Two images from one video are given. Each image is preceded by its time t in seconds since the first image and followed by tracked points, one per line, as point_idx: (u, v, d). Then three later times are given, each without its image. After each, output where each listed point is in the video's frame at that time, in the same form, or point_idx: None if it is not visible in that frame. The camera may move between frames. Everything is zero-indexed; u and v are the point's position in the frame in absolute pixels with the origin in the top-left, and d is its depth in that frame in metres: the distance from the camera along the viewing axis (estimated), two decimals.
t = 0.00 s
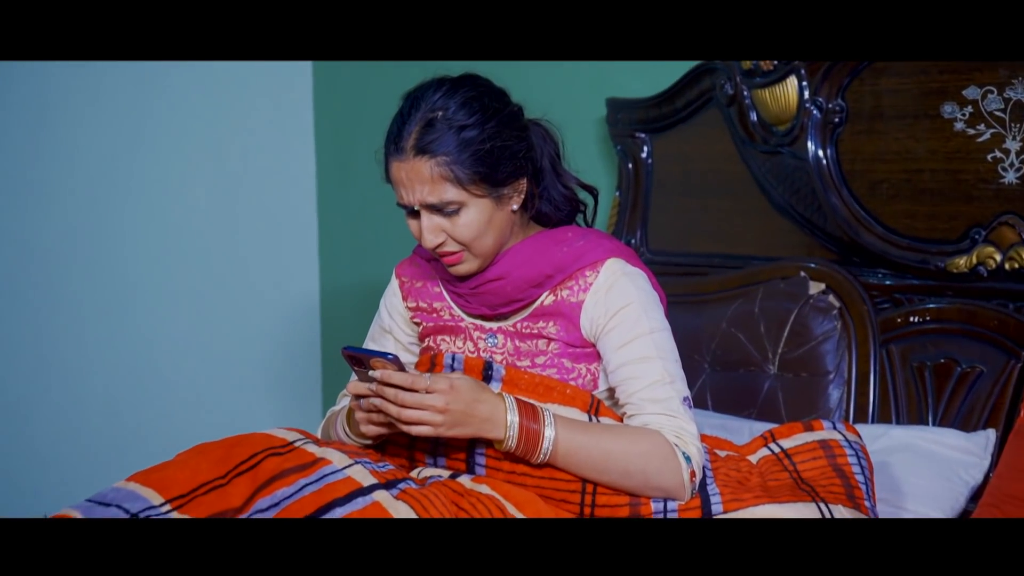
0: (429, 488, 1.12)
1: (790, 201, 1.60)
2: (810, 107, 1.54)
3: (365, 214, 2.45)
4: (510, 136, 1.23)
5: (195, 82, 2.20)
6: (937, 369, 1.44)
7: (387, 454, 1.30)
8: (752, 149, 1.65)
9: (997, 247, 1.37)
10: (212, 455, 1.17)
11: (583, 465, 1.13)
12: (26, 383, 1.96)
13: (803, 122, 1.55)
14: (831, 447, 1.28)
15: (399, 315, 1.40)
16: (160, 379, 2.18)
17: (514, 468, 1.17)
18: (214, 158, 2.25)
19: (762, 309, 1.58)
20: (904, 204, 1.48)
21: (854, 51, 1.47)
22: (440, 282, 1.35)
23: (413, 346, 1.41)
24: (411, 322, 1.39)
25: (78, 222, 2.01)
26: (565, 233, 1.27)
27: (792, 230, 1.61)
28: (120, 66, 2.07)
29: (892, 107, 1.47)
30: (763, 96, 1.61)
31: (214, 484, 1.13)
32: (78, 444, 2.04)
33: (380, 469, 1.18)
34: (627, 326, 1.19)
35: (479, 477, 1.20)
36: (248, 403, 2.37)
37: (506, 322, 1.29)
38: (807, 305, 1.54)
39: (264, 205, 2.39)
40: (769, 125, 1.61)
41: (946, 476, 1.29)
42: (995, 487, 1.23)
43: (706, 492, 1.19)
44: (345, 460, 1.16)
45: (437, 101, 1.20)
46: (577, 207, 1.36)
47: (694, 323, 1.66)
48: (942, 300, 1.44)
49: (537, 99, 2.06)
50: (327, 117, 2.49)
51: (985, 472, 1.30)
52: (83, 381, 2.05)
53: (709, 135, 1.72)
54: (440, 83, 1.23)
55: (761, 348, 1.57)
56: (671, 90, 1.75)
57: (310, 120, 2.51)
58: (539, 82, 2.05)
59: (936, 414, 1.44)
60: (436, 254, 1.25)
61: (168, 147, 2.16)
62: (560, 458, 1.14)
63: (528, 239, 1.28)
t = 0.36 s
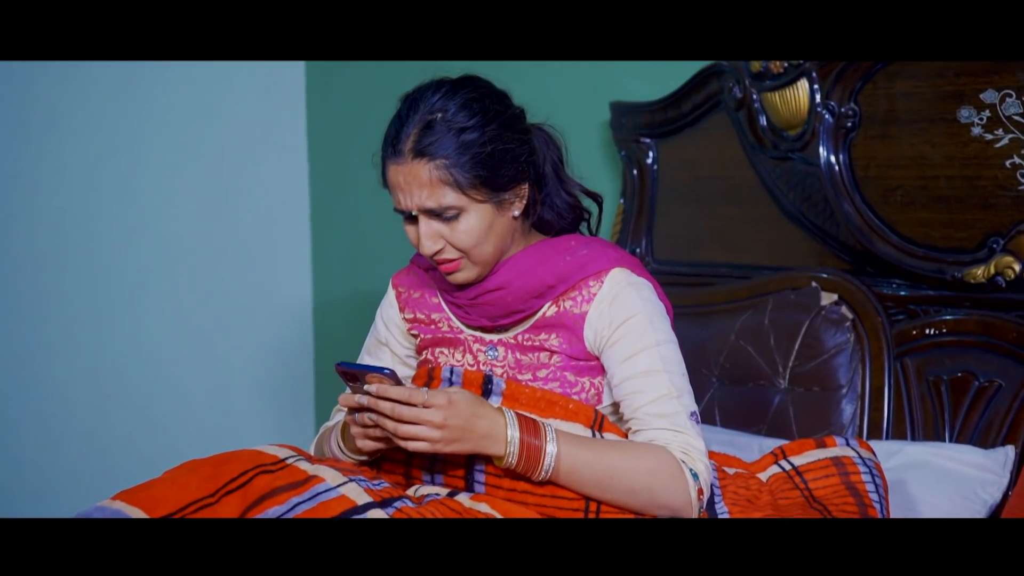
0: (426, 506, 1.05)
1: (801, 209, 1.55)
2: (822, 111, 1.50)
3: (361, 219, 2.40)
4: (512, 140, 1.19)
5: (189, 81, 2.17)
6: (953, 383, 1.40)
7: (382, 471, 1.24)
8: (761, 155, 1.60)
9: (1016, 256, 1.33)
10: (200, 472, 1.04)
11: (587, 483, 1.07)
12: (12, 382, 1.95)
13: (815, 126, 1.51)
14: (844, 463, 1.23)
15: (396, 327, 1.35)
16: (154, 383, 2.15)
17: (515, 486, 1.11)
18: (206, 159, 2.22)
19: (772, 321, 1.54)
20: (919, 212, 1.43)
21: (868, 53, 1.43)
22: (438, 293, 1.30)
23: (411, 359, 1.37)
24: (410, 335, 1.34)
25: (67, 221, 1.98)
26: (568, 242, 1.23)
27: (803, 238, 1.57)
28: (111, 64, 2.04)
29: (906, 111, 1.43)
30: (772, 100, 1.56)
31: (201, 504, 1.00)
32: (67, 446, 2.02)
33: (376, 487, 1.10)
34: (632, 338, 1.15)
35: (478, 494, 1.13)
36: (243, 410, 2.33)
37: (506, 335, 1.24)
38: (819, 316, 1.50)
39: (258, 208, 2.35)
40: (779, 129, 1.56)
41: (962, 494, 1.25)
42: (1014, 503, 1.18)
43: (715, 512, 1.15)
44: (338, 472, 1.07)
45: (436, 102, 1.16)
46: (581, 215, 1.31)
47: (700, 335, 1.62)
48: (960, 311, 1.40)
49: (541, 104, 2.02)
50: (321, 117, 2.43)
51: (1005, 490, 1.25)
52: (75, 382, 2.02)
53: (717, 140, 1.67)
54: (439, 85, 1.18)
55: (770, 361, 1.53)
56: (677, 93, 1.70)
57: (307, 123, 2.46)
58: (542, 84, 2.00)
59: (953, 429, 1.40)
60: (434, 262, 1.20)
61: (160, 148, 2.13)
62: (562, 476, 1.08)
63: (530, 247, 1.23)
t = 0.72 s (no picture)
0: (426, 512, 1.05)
1: (802, 215, 1.55)
2: (823, 117, 1.50)
3: (359, 225, 2.39)
4: (512, 144, 1.18)
5: (189, 83, 2.17)
6: (956, 391, 1.40)
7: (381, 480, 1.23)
8: (763, 161, 1.60)
9: (1018, 263, 1.33)
10: (199, 480, 1.03)
11: (588, 493, 1.06)
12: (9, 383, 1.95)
13: (816, 133, 1.51)
14: (845, 471, 1.22)
15: (396, 334, 1.35)
16: (152, 386, 2.15)
17: (515, 496, 1.10)
18: (205, 162, 2.22)
19: (773, 328, 1.53)
20: (921, 219, 1.43)
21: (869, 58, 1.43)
22: (438, 300, 1.29)
23: (411, 367, 1.36)
24: (410, 342, 1.34)
25: (65, 223, 1.98)
26: (568, 249, 1.22)
27: (804, 246, 1.56)
28: (111, 65, 2.04)
29: (908, 118, 1.43)
30: (773, 106, 1.56)
31: (200, 512, 0.99)
32: (65, 448, 2.03)
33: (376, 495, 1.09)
34: (632, 345, 1.14)
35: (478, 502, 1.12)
36: (241, 414, 2.32)
37: (506, 341, 1.23)
38: (820, 323, 1.49)
39: (257, 213, 2.34)
40: (781, 136, 1.56)
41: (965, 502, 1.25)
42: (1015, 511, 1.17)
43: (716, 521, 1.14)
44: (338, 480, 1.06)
45: (437, 104, 1.16)
46: (583, 225, 1.31)
47: (702, 342, 1.61)
48: (961, 318, 1.40)
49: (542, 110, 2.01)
50: (321, 123, 2.43)
51: (1007, 499, 1.25)
52: (73, 384, 2.03)
53: (718, 147, 1.67)
54: (441, 88, 1.18)
55: (772, 369, 1.53)
56: (679, 99, 1.69)
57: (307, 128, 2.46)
58: (543, 90, 2.00)
59: (955, 437, 1.39)
60: (431, 265, 1.19)
61: (158, 150, 2.13)
62: (563, 488, 1.07)
63: (529, 254, 1.22)
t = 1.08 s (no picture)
0: (425, 511, 1.05)
1: (803, 215, 1.55)
2: (823, 116, 1.50)
3: (359, 224, 2.39)
4: (510, 144, 1.18)
5: (189, 83, 2.17)
6: (955, 390, 1.40)
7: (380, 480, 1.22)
8: (763, 161, 1.60)
9: (1019, 262, 1.33)
10: (199, 479, 1.03)
11: (594, 494, 1.06)
12: (10, 384, 1.95)
13: (817, 132, 1.51)
14: (846, 471, 1.22)
15: (397, 332, 1.35)
16: (153, 385, 2.15)
17: (512, 497, 1.09)
18: (205, 162, 2.22)
19: (774, 327, 1.54)
20: (922, 218, 1.43)
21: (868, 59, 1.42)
22: (439, 298, 1.29)
23: (411, 365, 1.36)
24: (410, 340, 1.34)
25: (65, 223, 1.98)
26: (569, 248, 1.22)
27: (804, 244, 1.56)
28: (109, 65, 2.04)
29: (909, 118, 1.43)
30: (774, 105, 1.56)
31: (200, 511, 0.99)
32: (66, 448, 2.03)
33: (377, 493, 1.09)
34: (634, 345, 1.14)
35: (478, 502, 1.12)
36: (241, 413, 2.32)
37: (506, 340, 1.23)
38: (820, 322, 1.49)
39: (258, 211, 2.35)
40: (781, 135, 1.56)
41: (966, 502, 1.25)
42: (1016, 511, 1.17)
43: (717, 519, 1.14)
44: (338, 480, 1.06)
45: (437, 102, 1.15)
46: (587, 227, 1.30)
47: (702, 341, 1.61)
48: (962, 317, 1.40)
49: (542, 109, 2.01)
50: (321, 122, 2.43)
51: (1007, 497, 1.25)
52: (74, 384, 2.03)
53: (718, 147, 1.67)
54: (442, 86, 1.18)
55: (772, 368, 1.53)
56: (679, 98, 1.69)
57: (307, 127, 2.46)
58: (543, 89, 2.00)
59: (955, 435, 1.39)
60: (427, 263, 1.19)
61: (157, 149, 2.12)
62: (568, 489, 1.07)
63: (530, 253, 1.22)
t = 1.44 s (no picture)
0: (425, 508, 1.05)
1: (802, 211, 1.55)
2: (824, 112, 1.49)
3: (359, 221, 2.39)
4: (506, 141, 1.17)
5: (188, 81, 2.17)
6: (956, 386, 1.40)
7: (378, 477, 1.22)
8: (763, 157, 1.60)
9: (1019, 258, 1.33)
10: (199, 475, 1.03)
11: (594, 491, 1.06)
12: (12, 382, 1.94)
13: (817, 128, 1.50)
14: (846, 467, 1.22)
15: (397, 328, 1.35)
16: (154, 383, 2.15)
17: (513, 491, 1.09)
18: (205, 160, 2.22)
19: (774, 323, 1.54)
20: (922, 215, 1.43)
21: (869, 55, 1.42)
22: (439, 294, 1.29)
23: (411, 361, 1.36)
24: (410, 336, 1.34)
25: (66, 222, 1.98)
26: (570, 245, 1.22)
27: (805, 240, 1.56)
28: (108, 63, 2.04)
29: (909, 114, 1.43)
30: (774, 101, 1.56)
31: (200, 507, 0.99)
32: (68, 446, 2.03)
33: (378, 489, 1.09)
34: (634, 341, 1.14)
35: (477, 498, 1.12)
36: (242, 412, 2.32)
37: (506, 337, 1.23)
38: (821, 318, 1.50)
39: (258, 209, 2.35)
40: (781, 131, 1.56)
41: (965, 498, 1.25)
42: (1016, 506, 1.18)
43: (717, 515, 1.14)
44: (338, 476, 1.05)
45: (434, 96, 1.15)
46: (589, 227, 1.30)
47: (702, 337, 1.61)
48: (962, 313, 1.40)
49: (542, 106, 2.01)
50: (321, 119, 2.43)
51: (1007, 494, 1.25)
52: (75, 383, 2.03)
53: (719, 143, 1.67)
54: (443, 80, 1.17)
55: (772, 364, 1.53)
56: (679, 95, 1.69)
57: (307, 124, 2.46)
58: (544, 86, 2.00)
59: (955, 431, 1.39)
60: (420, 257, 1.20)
61: (156, 148, 2.12)
62: (569, 487, 1.07)
63: (530, 249, 1.22)
